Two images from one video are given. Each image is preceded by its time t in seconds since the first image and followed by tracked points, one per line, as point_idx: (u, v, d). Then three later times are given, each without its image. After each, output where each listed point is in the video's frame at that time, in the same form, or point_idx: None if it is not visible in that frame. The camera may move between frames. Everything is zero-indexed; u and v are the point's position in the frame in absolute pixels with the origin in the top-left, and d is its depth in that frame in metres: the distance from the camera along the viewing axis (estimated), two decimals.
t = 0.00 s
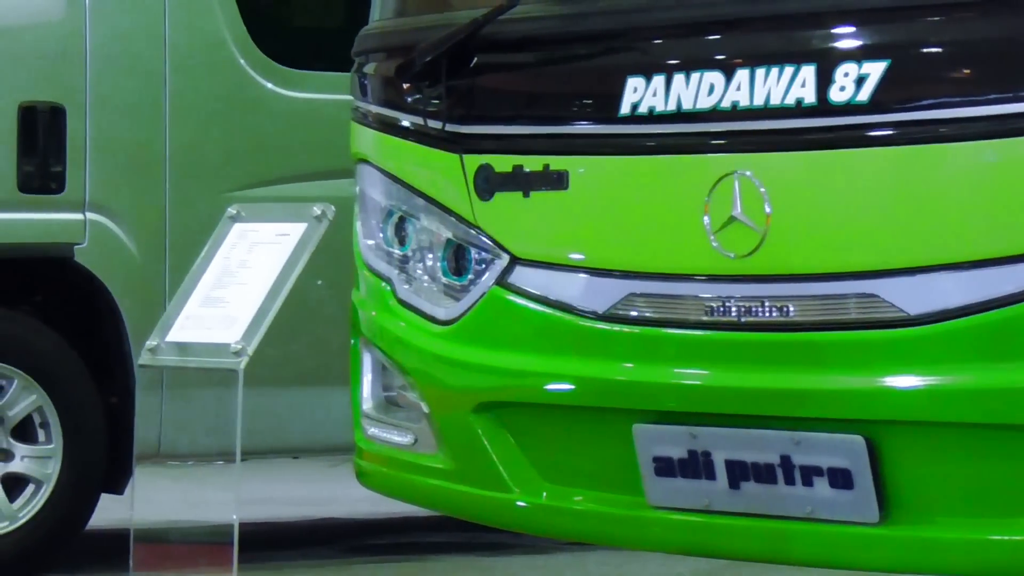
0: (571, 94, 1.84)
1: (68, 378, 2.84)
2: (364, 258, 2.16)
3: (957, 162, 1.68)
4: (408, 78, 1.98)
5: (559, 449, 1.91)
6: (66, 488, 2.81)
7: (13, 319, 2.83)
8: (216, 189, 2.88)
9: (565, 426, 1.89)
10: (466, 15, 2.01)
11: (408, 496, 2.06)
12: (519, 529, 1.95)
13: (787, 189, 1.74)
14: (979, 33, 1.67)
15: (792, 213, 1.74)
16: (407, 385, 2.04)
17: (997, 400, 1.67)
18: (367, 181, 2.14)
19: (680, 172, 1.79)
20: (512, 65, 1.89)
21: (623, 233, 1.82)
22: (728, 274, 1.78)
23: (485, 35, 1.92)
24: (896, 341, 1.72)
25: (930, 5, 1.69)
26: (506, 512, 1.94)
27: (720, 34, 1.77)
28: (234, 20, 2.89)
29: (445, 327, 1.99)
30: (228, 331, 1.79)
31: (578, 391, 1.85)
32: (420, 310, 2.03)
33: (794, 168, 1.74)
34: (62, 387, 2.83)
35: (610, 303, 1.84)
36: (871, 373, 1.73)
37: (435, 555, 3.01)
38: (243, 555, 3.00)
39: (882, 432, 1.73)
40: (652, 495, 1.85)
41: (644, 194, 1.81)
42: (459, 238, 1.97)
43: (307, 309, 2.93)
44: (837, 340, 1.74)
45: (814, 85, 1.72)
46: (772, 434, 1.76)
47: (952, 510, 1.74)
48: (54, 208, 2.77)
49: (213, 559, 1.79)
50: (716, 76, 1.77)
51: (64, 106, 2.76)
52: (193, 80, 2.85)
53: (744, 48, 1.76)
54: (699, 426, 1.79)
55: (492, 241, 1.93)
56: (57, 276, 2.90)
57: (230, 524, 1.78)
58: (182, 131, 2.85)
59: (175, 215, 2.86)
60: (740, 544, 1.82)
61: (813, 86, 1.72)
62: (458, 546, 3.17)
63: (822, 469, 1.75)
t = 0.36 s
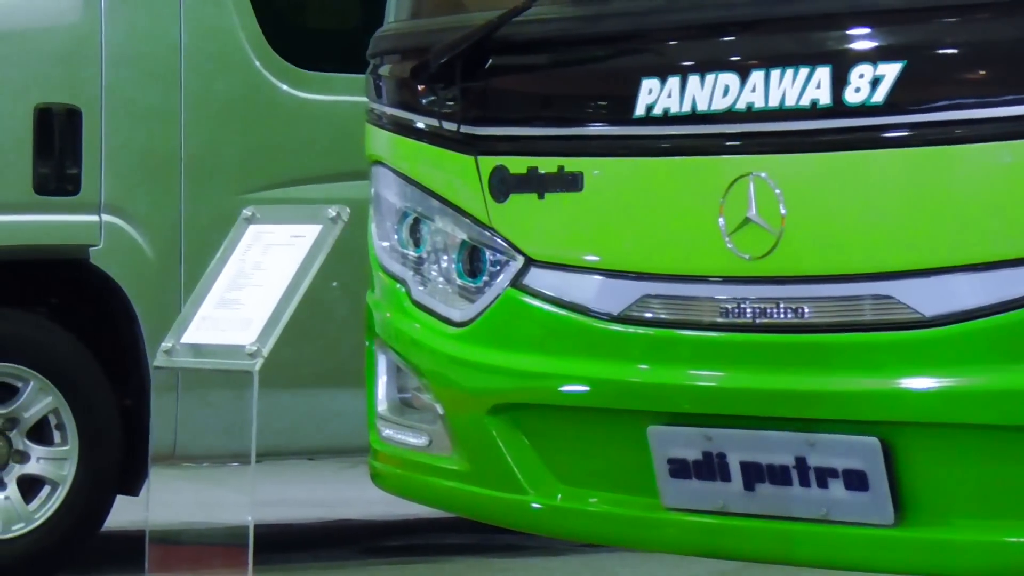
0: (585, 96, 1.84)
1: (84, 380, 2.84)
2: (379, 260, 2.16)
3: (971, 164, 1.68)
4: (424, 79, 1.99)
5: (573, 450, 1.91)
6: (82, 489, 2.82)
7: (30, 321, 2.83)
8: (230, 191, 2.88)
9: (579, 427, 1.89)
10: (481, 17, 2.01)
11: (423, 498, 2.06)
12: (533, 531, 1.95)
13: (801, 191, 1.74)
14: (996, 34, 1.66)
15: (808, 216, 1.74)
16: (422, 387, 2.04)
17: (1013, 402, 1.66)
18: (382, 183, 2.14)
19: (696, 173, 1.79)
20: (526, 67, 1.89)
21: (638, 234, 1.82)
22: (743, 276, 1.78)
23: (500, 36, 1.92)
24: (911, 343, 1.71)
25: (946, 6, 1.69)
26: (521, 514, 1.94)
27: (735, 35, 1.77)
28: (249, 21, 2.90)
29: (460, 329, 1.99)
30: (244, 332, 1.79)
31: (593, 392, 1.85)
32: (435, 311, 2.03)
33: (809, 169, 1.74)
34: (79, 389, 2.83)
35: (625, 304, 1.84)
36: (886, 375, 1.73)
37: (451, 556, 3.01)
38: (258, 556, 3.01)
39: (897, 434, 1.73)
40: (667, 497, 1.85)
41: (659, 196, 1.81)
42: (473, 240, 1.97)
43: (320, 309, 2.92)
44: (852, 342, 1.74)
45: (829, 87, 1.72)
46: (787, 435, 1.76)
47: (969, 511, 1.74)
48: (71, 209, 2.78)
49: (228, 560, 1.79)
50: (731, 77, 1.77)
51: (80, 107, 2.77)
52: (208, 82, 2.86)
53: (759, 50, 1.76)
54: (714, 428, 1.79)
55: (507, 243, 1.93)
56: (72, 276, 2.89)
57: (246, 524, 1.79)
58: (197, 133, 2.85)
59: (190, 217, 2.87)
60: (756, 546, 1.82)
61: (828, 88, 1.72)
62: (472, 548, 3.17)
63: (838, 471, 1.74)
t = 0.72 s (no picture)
0: (602, 98, 1.84)
1: (102, 380, 2.84)
2: (395, 261, 2.17)
3: (989, 166, 1.67)
4: (440, 82, 1.99)
5: (588, 452, 1.91)
6: (100, 489, 2.82)
7: (46, 322, 2.83)
8: (245, 192, 2.88)
9: (596, 429, 1.90)
10: (497, 18, 2.01)
11: (438, 499, 2.06)
12: (549, 532, 1.95)
13: (818, 193, 1.74)
14: (1013, 36, 1.66)
15: (825, 218, 1.74)
16: (438, 389, 2.05)
17: None
18: (399, 185, 2.14)
19: (712, 176, 1.78)
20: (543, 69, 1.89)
21: (654, 236, 1.82)
22: (759, 278, 1.78)
23: (516, 38, 1.92)
24: (928, 346, 1.71)
25: (964, 9, 1.68)
26: (537, 516, 1.94)
27: (752, 38, 1.77)
28: (263, 21, 2.89)
29: (476, 330, 1.99)
30: (262, 333, 1.80)
31: (609, 394, 1.85)
32: (451, 312, 2.03)
33: (827, 172, 1.73)
34: (98, 390, 2.84)
35: (642, 307, 1.84)
36: (903, 378, 1.72)
37: (466, 556, 3.02)
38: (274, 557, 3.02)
39: (914, 437, 1.73)
40: (683, 499, 1.85)
41: (676, 198, 1.81)
42: (490, 241, 1.97)
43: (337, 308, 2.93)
44: (868, 345, 1.73)
45: (846, 89, 1.72)
46: (803, 438, 1.76)
47: (986, 515, 1.73)
48: (90, 209, 2.79)
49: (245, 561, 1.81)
50: (748, 79, 1.77)
51: (97, 108, 2.78)
52: (225, 83, 2.86)
53: (776, 52, 1.75)
54: (730, 430, 1.79)
55: (523, 245, 1.93)
56: (92, 278, 2.89)
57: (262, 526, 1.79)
58: (212, 133, 2.85)
59: (207, 218, 2.87)
60: (772, 548, 1.82)
61: (845, 90, 1.72)
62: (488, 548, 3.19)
63: (854, 473, 1.74)
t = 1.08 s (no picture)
0: (629, 98, 1.84)
1: (129, 379, 2.86)
2: (421, 259, 2.17)
3: (1015, 167, 1.67)
4: (466, 80, 1.99)
5: (613, 451, 1.91)
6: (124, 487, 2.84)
7: (74, 318, 2.82)
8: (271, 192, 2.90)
9: (621, 428, 1.90)
10: (523, 17, 2.01)
11: (463, 498, 2.07)
12: (573, 532, 1.95)
13: (844, 194, 1.74)
14: None
15: (851, 219, 1.73)
16: (463, 387, 2.05)
17: None
18: (424, 183, 2.15)
19: (739, 176, 1.78)
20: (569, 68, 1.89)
21: (680, 236, 1.82)
22: (785, 278, 1.77)
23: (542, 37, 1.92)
24: (954, 347, 1.70)
25: (991, 9, 1.68)
26: (561, 515, 1.94)
27: (778, 37, 1.77)
28: (284, 20, 2.90)
29: (501, 329, 1.99)
30: (286, 332, 1.81)
31: (634, 393, 1.85)
32: (476, 311, 2.03)
33: (852, 172, 1.73)
34: (125, 388, 2.86)
35: (667, 306, 1.84)
36: (929, 380, 1.72)
37: (491, 556, 3.02)
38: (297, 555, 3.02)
39: (939, 438, 1.72)
40: (708, 499, 1.85)
41: (703, 197, 1.81)
42: (515, 240, 1.97)
43: (364, 307, 2.94)
44: (893, 346, 1.73)
45: (873, 89, 1.71)
46: (829, 438, 1.75)
47: (1014, 517, 1.72)
48: (117, 207, 2.79)
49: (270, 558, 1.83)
50: (774, 79, 1.76)
51: (124, 106, 2.78)
52: (249, 82, 2.87)
53: (803, 52, 1.75)
54: (755, 430, 1.79)
55: (548, 244, 1.93)
56: (117, 275, 2.88)
57: (286, 524, 1.81)
58: (236, 132, 2.86)
59: (233, 217, 2.89)
60: (798, 548, 1.81)
61: (872, 90, 1.71)
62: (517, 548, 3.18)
63: (879, 474, 1.74)
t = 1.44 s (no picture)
0: (659, 100, 1.85)
1: (156, 378, 2.87)
2: (450, 261, 2.17)
3: None
4: (496, 82, 2.00)
5: (642, 453, 1.91)
6: (153, 486, 2.85)
7: (102, 320, 2.83)
8: (298, 193, 2.90)
9: (650, 430, 1.90)
10: (552, 19, 2.01)
11: (492, 500, 2.07)
12: (602, 534, 1.95)
13: (874, 196, 1.73)
14: None
15: (882, 221, 1.73)
16: (492, 389, 2.05)
17: None
18: (454, 185, 2.15)
19: (770, 178, 1.78)
20: (598, 70, 1.89)
21: (710, 238, 1.82)
22: (816, 280, 1.77)
23: (572, 39, 1.92)
24: (985, 350, 1.69)
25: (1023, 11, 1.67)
26: (590, 517, 1.94)
27: (808, 40, 1.77)
28: (307, 21, 2.90)
29: (531, 331, 1.99)
30: (314, 333, 1.83)
31: (664, 395, 1.85)
32: (506, 313, 2.03)
33: (883, 173, 1.73)
34: (153, 387, 2.86)
35: (697, 308, 1.84)
36: (959, 382, 1.71)
37: (518, 557, 3.03)
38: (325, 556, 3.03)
39: (969, 441, 1.71)
40: (737, 501, 1.85)
41: (733, 199, 1.81)
42: (544, 242, 1.98)
43: (393, 308, 2.95)
44: (923, 349, 1.72)
45: (903, 92, 1.71)
46: (859, 441, 1.75)
47: None
48: (148, 209, 2.79)
49: (299, 560, 1.85)
50: (805, 81, 1.76)
51: (154, 108, 2.79)
52: (273, 83, 2.87)
53: (834, 54, 1.75)
54: (784, 432, 1.79)
55: (578, 246, 1.93)
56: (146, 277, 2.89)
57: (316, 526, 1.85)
58: (261, 133, 2.87)
59: (264, 217, 2.89)
60: (829, 551, 1.81)
61: (903, 93, 1.71)
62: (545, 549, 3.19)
63: (910, 477, 1.73)
